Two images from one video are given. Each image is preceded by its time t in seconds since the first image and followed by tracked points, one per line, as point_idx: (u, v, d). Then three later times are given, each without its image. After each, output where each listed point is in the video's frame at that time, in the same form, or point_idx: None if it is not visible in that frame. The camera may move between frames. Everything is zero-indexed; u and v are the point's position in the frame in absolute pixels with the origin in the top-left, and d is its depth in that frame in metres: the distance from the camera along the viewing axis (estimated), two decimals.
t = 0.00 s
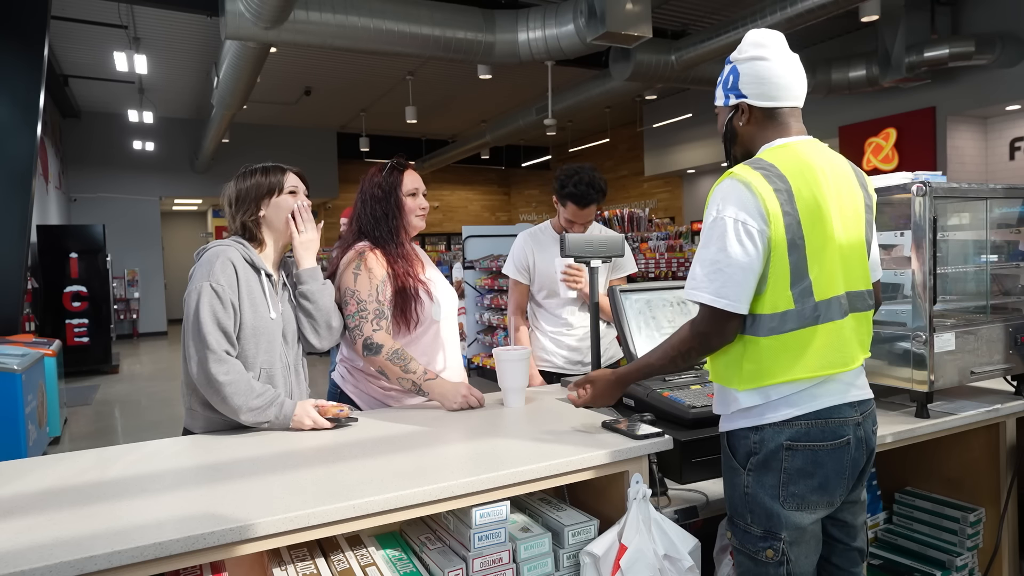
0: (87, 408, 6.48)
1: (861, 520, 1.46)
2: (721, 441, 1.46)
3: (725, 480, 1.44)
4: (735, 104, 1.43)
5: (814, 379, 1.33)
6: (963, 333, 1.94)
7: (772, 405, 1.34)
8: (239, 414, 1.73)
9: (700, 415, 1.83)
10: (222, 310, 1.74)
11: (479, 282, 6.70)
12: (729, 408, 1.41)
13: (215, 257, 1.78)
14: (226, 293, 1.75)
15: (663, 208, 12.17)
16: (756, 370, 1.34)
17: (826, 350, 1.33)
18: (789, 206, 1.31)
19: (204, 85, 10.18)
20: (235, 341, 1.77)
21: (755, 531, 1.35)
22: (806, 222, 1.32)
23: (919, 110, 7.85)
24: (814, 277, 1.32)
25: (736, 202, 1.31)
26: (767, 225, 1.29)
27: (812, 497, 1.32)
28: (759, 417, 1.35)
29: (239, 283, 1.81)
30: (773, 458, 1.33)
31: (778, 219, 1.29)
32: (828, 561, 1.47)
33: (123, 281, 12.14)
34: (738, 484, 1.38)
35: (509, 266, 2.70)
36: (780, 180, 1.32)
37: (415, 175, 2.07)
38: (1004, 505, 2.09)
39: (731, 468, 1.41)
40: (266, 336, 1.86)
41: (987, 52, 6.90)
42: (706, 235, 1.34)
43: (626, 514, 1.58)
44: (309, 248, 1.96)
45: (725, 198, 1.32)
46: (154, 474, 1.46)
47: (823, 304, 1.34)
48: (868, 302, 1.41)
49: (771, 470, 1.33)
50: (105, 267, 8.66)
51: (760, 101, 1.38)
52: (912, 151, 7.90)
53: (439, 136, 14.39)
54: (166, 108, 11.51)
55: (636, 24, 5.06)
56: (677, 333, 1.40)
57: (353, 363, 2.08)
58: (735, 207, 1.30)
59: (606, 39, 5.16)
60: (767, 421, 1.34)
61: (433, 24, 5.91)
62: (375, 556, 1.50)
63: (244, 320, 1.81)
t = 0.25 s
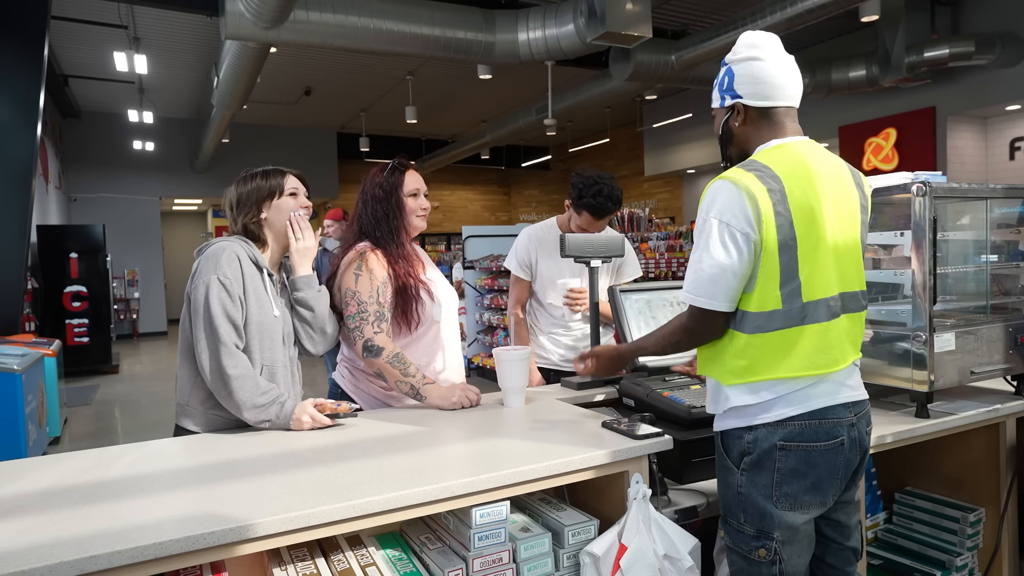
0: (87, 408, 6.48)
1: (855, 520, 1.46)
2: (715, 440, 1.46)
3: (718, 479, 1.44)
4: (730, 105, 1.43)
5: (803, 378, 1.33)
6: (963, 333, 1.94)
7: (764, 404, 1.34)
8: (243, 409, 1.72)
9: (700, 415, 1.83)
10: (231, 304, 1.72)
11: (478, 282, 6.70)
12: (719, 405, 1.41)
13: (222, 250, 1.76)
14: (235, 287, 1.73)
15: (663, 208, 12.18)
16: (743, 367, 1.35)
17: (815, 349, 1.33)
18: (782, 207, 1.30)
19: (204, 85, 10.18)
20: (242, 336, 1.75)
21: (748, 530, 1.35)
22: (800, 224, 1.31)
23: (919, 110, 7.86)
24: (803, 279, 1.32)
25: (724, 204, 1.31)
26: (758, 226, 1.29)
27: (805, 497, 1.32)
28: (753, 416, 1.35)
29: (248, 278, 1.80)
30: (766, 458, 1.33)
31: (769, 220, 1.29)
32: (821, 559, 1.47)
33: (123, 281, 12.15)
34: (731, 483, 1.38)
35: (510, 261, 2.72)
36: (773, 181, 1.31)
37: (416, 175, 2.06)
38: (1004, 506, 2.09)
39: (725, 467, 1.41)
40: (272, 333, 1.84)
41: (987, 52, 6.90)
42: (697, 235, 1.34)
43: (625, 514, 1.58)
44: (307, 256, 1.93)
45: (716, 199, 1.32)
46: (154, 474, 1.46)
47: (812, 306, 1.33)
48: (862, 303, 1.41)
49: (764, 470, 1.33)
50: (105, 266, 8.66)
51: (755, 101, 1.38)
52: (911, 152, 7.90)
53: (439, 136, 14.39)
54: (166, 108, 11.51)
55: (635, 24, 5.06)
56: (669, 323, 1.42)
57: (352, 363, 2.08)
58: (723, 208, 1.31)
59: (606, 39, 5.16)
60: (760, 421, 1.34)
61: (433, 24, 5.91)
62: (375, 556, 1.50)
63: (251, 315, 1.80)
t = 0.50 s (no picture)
0: (87, 408, 6.48)
1: (848, 519, 1.46)
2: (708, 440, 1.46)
3: (712, 478, 1.44)
4: (722, 105, 1.43)
5: (793, 377, 1.32)
6: (963, 333, 1.94)
7: (757, 404, 1.33)
8: (234, 412, 1.72)
9: (700, 415, 1.83)
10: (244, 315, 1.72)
11: (478, 282, 6.71)
12: (711, 404, 1.41)
13: (246, 258, 1.76)
14: (251, 296, 1.73)
15: (663, 208, 12.19)
16: (734, 366, 1.35)
17: (805, 349, 1.33)
18: (770, 207, 1.30)
19: (204, 85, 10.18)
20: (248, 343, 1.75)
21: (740, 530, 1.35)
22: (791, 224, 1.31)
23: (919, 110, 7.86)
24: (793, 278, 1.32)
25: (712, 204, 1.32)
26: (745, 228, 1.29)
27: (797, 496, 1.32)
28: (746, 416, 1.34)
29: (265, 288, 1.79)
30: (759, 458, 1.33)
31: (757, 222, 1.29)
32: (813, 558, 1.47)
33: (123, 281, 12.13)
34: (724, 482, 1.38)
35: (516, 262, 2.74)
36: (761, 181, 1.32)
37: (419, 176, 2.06)
38: (1003, 505, 2.09)
39: (718, 466, 1.41)
40: (277, 346, 1.84)
41: (987, 52, 6.90)
42: (690, 236, 1.36)
43: (625, 514, 1.58)
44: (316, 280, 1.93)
45: (705, 201, 1.33)
46: (154, 474, 1.46)
47: (800, 307, 1.33)
48: (855, 302, 1.41)
49: (756, 470, 1.33)
50: (105, 266, 8.66)
51: (745, 102, 1.38)
52: (911, 152, 7.90)
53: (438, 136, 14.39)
54: (166, 108, 11.51)
55: (635, 24, 5.06)
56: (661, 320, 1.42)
57: (353, 362, 2.08)
58: (710, 209, 1.32)
59: (606, 39, 5.16)
60: (753, 421, 1.34)
61: (433, 23, 5.92)
62: (375, 556, 1.50)
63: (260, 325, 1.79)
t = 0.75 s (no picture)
0: (87, 408, 6.48)
1: (844, 518, 1.45)
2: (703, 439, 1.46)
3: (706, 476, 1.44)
4: (714, 107, 1.45)
5: (784, 379, 1.32)
6: (963, 333, 1.94)
7: (749, 403, 1.34)
8: (238, 409, 1.71)
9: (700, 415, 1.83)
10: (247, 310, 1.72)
11: (478, 282, 6.72)
12: (706, 405, 1.41)
13: (247, 257, 1.76)
14: (253, 294, 1.73)
15: (664, 208, 12.19)
16: (727, 368, 1.35)
17: (797, 350, 1.33)
18: (756, 209, 1.30)
19: (204, 85, 10.18)
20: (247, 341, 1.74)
21: (733, 527, 1.35)
22: (781, 226, 1.31)
23: (919, 110, 7.86)
24: (782, 279, 1.31)
25: (699, 207, 1.32)
26: (733, 229, 1.29)
27: (788, 494, 1.32)
28: (738, 415, 1.35)
29: (265, 288, 1.79)
30: (749, 456, 1.33)
31: (744, 224, 1.29)
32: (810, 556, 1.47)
33: (123, 281, 12.17)
34: (717, 480, 1.38)
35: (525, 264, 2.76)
36: (747, 185, 1.32)
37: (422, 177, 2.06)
38: (1003, 505, 2.09)
39: (711, 464, 1.41)
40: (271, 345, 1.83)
41: (987, 52, 6.90)
42: (679, 239, 1.36)
43: (625, 514, 1.58)
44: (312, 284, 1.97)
45: (693, 203, 1.34)
46: (154, 475, 1.45)
47: (791, 308, 1.32)
48: (849, 302, 1.41)
49: (748, 467, 1.33)
50: (105, 266, 8.65)
51: (734, 105, 1.39)
52: (911, 152, 7.91)
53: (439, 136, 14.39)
54: (166, 108, 11.51)
55: (635, 24, 5.06)
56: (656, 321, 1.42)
57: (353, 362, 2.08)
58: (699, 211, 1.32)
59: (606, 39, 5.16)
60: (745, 420, 1.34)
61: (433, 23, 5.92)
62: (375, 556, 1.50)
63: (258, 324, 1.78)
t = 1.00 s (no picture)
0: (87, 409, 6.48)
1: (844, 516, 1.44)
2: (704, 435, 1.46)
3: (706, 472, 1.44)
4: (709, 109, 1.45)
5: (782, 379, 1.32)
6: (963, 333, 1.94)
7: (746, 401, 1.34)
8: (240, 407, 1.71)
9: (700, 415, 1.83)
10: (225, 309, 1.71)
11: (478, 282, 6.72)
12: (705, 405, 1.42)
13: (211, 257, 1.73)
14: (226, 292, 1.73)
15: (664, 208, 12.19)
16: (724, 369, 1.36)
17: (792, 351, 1.32)
18: (746, 216, 1.31)
19: (203, 85, 10.17)
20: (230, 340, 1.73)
21: (732, 522, 1.35)
22: (775, 228, 1.31)
23: (919, 110, 7.86)
24: (775, 283, 1.31)
25: (690, 213, 1.33)
26: (722, 235, 1.30)
27: (786, 490, 1.32)
28: (735, 413, 1.35)
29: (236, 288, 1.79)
30: (747, 453, 1.33)
31: (734, 231, 1.30)
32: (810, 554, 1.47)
33: (123, 281, 12.26)
34: (716, 476, 1.38)
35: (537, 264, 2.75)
36: (737, 191, 1.32)
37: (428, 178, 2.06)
38: (1003, 505, 2.09)
39: (710, 460, 1.41)
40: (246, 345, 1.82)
41: (987, 52, 6.90)
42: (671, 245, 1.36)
43: (625, 513, 1.58)
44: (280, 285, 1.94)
45: (685, 209, 1.34)
46: (153, 475, 1.45)
47: (784, 311, 1.32)
48: (847, 301, 1.40)
49: (746, 464, 1.33)
50: (105, 266, 8.65)
51: (729, 108, 1.40)
52: (911, 152, 7.91)
53: (439, 136, 14.39)
54: (165, 108, 11.51)
55: (635, 24, 5.06)
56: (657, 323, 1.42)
57: (356, 362, 2.08)
58: (691, 217, 1.32)
59: (606, 39, 5.16)
60: (743, 416, 1.35)
61: (433, 23, 5.92)
62: (375, 556, 1.50)
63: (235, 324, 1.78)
